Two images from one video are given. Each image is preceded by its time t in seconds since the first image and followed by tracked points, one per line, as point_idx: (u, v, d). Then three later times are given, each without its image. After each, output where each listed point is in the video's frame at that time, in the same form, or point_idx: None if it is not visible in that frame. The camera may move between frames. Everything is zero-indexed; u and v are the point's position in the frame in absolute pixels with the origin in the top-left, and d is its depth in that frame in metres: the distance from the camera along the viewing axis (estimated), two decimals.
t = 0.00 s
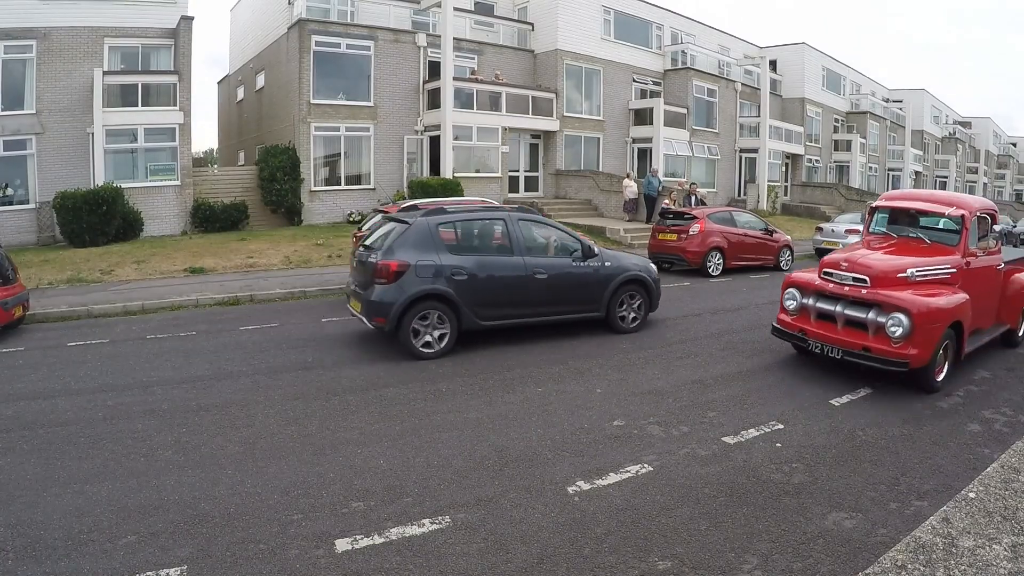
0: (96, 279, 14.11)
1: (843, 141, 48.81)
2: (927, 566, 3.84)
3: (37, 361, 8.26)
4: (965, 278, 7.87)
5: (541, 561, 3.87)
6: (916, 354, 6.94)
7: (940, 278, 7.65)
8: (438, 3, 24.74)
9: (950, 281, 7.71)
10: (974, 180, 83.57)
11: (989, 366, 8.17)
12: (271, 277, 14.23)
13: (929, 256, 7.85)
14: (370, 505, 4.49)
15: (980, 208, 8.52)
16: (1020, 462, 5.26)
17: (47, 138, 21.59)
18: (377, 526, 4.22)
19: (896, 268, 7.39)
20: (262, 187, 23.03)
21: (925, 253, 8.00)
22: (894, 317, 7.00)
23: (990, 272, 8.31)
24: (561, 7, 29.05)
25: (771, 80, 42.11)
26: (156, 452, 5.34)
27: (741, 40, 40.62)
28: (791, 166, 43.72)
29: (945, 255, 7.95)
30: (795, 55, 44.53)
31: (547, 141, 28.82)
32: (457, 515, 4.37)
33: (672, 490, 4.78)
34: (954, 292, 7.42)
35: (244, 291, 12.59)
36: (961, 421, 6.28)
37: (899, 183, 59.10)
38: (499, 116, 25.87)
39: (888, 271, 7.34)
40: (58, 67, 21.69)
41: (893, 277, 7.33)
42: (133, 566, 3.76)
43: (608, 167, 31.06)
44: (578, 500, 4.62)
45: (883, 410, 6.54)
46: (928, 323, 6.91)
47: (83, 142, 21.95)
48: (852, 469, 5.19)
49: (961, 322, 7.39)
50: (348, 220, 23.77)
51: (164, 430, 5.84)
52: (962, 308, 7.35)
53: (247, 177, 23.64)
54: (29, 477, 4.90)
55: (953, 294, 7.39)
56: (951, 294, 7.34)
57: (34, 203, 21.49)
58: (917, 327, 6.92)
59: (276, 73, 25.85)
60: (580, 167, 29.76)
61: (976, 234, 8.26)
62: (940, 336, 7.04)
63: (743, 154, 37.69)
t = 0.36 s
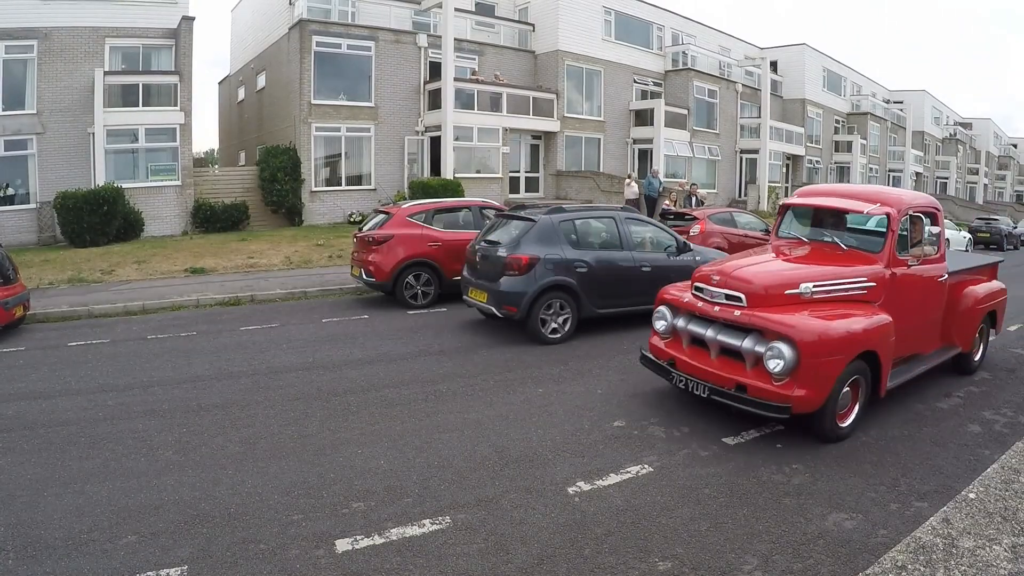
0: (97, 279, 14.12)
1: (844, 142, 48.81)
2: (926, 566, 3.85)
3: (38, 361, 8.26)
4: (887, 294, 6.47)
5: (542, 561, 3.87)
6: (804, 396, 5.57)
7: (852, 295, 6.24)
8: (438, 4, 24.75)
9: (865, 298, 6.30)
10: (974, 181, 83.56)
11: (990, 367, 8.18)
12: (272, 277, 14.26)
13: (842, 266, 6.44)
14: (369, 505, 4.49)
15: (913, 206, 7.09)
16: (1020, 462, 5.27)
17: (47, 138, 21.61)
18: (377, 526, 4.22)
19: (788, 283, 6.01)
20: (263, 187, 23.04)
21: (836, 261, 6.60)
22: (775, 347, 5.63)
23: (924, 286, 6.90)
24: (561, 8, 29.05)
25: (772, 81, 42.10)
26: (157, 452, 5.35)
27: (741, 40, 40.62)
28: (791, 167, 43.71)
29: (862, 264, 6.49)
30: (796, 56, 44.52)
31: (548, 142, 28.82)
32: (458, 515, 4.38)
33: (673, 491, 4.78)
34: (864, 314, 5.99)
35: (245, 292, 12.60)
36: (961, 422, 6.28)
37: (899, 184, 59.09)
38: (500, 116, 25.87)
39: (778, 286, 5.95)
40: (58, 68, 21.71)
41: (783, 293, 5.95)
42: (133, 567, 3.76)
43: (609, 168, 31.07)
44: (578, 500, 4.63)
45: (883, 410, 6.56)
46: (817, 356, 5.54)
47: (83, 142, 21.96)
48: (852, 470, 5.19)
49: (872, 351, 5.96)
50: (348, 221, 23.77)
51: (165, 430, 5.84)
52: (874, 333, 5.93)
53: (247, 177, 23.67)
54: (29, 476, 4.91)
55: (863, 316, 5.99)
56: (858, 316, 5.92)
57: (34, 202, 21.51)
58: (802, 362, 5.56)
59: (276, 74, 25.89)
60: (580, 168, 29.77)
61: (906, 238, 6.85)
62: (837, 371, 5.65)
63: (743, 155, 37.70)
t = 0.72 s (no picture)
0: (97, 279, 14.11)
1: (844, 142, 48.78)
2: (927, 567, 3.85)
3: (38, 361, 8.27)
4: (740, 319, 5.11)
5: (542, 562, 3.87)
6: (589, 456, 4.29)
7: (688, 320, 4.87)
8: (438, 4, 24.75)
9: (707, 324, 4.96)
10: (975, 181, 83.53)
11: (991, 368, 8.18)
12: (272, 278, 14.27)
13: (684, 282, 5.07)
14: (370, 506, 4.49)
15: (798, 205, 5.65)
16: (1021, 463, 5.28)
17: (48, 138, 21.62)
18: (378, 527, 4.22)
19: (590, 305, 4.64)
20: (263, 187, 23.06)
21: (682, 273, 5.23)
22: (554, 393, 4.34)
23: (805, 307, 5.50)
24: (562, 8, 29.07)
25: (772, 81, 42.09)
26: (158, 452, 5.35)
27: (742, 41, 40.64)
28: (792, 168, 43.70)
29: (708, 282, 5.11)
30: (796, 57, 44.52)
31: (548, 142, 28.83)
32: (458, 516, 4.38)
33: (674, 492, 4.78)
34: (693, 349, 4.64)
35: (245, 292, 12.60)
36: (962, 423, 6.28)
37: (900, 185, 59.08)
38: (500, 117, 25.87)
39: (575, 309, 4.62)
40: (59, 68, 21.72)
41: (581, 319, 4.61)
42: (134, 567, 3.76)
43: (609, 168, 31.08)
44: (579, 500, 4.63)
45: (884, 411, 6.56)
46: (603, 406, 4.23)
47: (84, 142, 21.98)
48: (853, 471, 5.18)
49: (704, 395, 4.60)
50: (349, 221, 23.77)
51: (165, 430, 5.85)
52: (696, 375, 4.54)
53: (248, 177, 23.68)
54: (29, 476, 4.91)
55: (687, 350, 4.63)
56: (677, 351, 4.56)
57: (34, 202, 21.51)
58: (586, 413, 4.26)
59: (276, 74, 25.92)
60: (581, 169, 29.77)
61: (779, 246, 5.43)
62: (639, 427, 4.32)
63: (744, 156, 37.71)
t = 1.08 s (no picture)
0: (97, 278, 14.09)
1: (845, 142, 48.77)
2: (927, 567, 3.85)
3: (39, 360, 8.28)
4: (484, 354, 3.58)
5: (541, 561, 3.87)
6: (210, 539, 3.02)
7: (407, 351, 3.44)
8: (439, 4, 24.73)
9: (425, 363, 3.48)
10: (975, 181, 83.47)
11: (991, 368, 8.18)
12: (273, 277, 14.26)
13: (408, 300, 3.59)
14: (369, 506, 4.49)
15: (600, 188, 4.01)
16: (1021, 463, 5.28)
17: (48, 137, 21.62)
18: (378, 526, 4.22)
19: (248, 331, 3.29)
20: (264, 187, 23.08)
21: (413, 289, 3.76)
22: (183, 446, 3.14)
23: (598, 340, 3.88)
24: (562, 8, 29.05)
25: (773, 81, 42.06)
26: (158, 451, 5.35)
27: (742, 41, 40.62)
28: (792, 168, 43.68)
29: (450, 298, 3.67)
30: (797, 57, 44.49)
31: (549, 142, 28.82)
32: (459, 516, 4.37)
33: (672, 492, 4.78)
34: (388, 392, 3.23)
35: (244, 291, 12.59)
36: (962, 423, 6.28)
37: (900, 185, 59.05)
38: (500, 116, 25.84)
39: (226, 336, 3.26)
40: (59, 67, 21.71)
41: (233, 353, 3.24)
42: (135, 566, 3.76)
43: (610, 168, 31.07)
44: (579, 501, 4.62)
45: (884, 411, 6.57)
46: (223, 471, 2.94)
47: (85, 141, 21.99)
48: (853, 471, 5.18)
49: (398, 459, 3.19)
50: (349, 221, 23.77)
51: (165, 429, 5.84)
52: (367, 439, 3.08)
53: (248, 176, 23.71)
54: (30, 475, 4.91)
55: (361, 405, 3.13)
56: (351, 398, 3.14)
57: (35, 202, 21.50)
58: (202, 479, 3.00)
59: (276, 74, 25.95)
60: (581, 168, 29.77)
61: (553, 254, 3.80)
62: (278, 500, 2.99)
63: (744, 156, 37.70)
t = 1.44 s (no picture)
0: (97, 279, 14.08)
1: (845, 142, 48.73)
2: (927, 567, 3.86)
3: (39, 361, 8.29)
4: (57, 404, 2.90)
5: (541, 561, 3.87)
6: None
7: None
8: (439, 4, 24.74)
9: None
10: (975, 181, 83.42)
11: (992, 368, 8.18)
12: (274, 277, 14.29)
13: None
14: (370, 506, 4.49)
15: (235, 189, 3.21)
16: (1021, 463, 5.28)
17: (49, 138, 21.63)
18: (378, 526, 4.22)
19: None
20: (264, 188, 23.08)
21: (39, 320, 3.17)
22: None
23: (200, 390, 3.02)
24: (562, 8, 29.06)
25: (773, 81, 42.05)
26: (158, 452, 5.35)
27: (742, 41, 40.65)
28: (792, 168, 43.65)
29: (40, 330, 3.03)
30: (797, 56, 44.49)
31: (549, 142, 28.79)
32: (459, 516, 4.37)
33: (672, 492, 4.79)
34: None
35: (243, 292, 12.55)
36: (962, 423, 6.28)
37: (901, 185, 59.01)
38: (501, 117, 25.84)
39: None
40: (59, 68, 21.73)
41: None
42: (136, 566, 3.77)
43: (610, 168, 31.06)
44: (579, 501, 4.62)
45: (884, 411, 6.57)
46: None
47: (85, 142, 21.99)
48: (853, 471, 5.18)
49: None
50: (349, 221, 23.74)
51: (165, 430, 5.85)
52: None
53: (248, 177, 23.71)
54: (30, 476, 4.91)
55: None
56: None
57: (35, 202, 21.50)
58: None
59: (276, 74, 25.99)
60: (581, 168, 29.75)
61: (144, 286, 3.07)
62: None
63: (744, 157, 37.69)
